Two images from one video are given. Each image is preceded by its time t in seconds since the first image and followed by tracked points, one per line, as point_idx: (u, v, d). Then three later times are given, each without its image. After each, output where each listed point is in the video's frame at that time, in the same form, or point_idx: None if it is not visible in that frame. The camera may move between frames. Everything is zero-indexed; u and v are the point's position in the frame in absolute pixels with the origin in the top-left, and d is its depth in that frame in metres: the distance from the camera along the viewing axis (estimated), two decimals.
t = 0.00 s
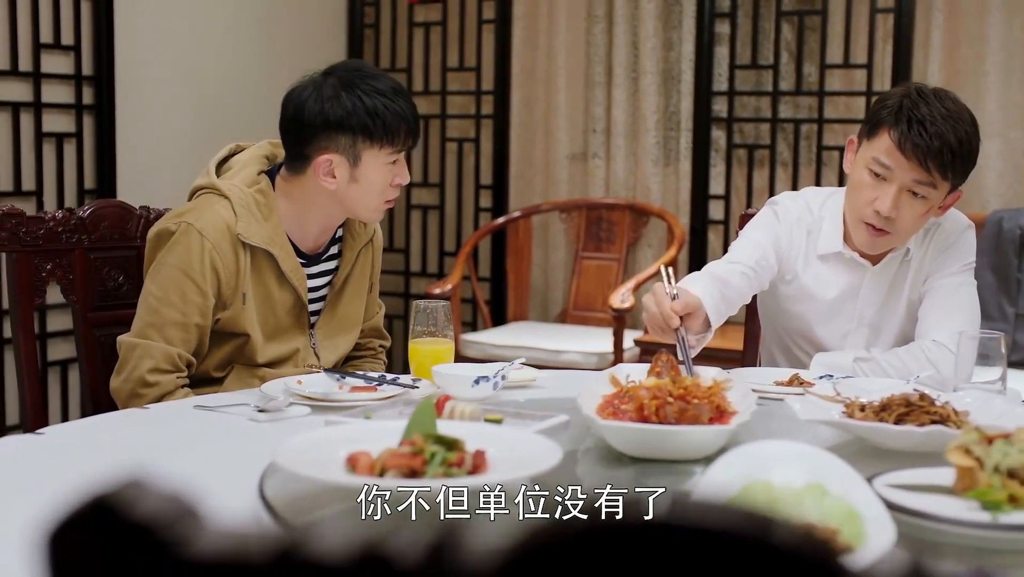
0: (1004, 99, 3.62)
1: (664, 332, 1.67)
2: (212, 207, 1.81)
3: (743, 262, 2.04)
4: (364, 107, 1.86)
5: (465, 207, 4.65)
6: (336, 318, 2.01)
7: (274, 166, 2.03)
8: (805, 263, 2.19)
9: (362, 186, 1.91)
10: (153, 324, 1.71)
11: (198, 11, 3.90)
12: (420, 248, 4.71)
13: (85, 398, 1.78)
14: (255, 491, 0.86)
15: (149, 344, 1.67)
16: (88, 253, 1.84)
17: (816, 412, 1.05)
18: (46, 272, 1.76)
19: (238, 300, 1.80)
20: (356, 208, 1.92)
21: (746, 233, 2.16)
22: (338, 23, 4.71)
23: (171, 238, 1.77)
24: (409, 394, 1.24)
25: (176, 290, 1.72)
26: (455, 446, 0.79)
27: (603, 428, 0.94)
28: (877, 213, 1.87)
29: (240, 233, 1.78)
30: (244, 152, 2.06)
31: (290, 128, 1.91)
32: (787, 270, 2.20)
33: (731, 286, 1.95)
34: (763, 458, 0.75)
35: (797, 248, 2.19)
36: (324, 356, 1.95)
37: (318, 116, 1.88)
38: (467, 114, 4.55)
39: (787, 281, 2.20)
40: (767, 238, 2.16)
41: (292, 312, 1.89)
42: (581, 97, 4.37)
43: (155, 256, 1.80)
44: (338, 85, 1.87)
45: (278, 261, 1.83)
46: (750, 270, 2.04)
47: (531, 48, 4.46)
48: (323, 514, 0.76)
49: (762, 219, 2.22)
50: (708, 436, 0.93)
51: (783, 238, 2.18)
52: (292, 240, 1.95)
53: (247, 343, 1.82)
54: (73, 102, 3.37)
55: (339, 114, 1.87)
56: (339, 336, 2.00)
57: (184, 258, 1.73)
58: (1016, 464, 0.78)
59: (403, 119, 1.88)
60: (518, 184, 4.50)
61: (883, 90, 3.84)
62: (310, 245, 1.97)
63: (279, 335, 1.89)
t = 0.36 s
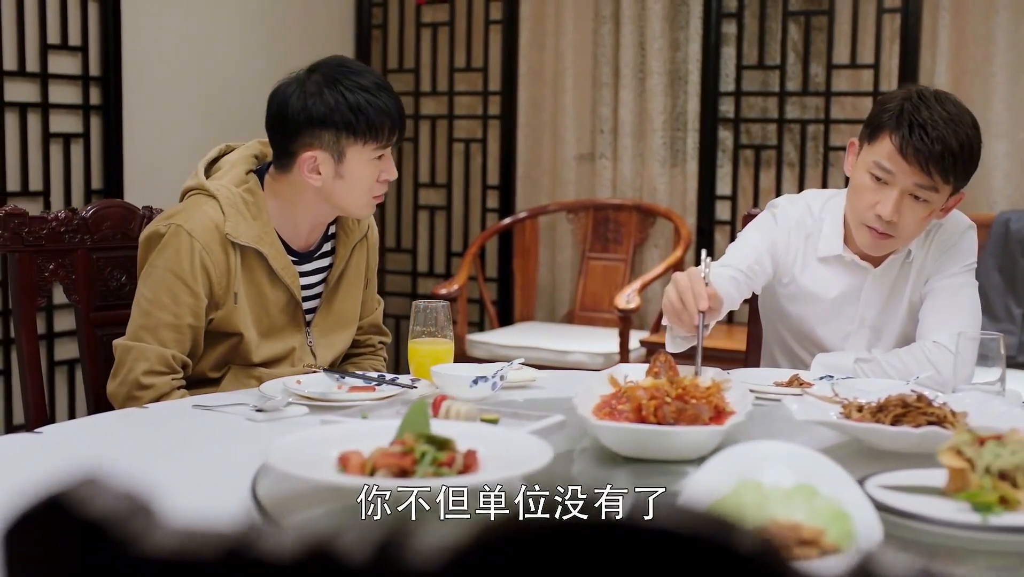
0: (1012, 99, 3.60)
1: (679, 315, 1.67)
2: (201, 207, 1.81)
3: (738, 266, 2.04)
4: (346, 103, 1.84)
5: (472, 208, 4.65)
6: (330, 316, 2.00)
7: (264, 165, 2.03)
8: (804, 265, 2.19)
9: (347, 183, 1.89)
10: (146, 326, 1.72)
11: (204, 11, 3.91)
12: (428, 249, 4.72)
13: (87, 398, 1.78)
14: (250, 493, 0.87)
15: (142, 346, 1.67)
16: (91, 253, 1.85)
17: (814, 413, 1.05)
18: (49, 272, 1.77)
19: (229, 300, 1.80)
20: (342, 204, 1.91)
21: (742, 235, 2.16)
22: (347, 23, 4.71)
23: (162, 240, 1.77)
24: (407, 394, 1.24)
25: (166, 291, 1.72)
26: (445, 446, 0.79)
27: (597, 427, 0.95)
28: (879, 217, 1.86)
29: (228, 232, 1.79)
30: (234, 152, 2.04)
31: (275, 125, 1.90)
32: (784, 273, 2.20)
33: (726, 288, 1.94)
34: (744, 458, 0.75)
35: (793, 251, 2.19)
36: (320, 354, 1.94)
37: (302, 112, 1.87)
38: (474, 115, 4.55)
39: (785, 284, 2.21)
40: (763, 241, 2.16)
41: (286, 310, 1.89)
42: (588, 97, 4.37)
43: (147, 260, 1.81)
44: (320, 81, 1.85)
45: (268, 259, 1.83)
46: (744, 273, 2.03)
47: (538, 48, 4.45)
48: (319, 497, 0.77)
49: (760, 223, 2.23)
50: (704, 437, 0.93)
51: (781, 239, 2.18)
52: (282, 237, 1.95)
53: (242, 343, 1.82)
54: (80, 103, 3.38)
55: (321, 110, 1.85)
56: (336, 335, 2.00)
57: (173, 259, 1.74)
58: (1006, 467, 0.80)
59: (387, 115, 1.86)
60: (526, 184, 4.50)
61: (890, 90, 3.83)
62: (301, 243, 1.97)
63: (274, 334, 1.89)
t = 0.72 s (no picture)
0: (1019, 100, 3.59)
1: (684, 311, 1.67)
2: (199, 208, 1.81)
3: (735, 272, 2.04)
4: (341, 101, 1.85)
5: (479, 207, 4.64)
6: (330, 316, 2.00)
7: (262, 165, 2.03)
8: (803, 268, 2.18)
9: (343, 181, 1.90)
10: (145, 326, 1.72)
11: (211, 12, 3.92)
12: (435, 249, 4.72)
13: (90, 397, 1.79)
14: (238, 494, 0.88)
15: (142, 346, 1.67)
16: (94, 253, 1.85)
17: (810, 413, 1.05)
18: (52, 272, 1.78)
19: (228, 300, 1.80)
20: (339, 202, 1.91)
21: (738, 241, 2.15)
22: (355, 24, 4.71)
23: (159, 241, 1.78)
24: (406, 394, 1.24)
25: (165, 291, 1.73)
26: (436, 446, 0.80)
27: (591, 426, 0.95)
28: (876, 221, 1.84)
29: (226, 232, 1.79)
30: (232, 152, 2.03)
31: (271, 125, 1.91)
32: (782, 277, 2.19)
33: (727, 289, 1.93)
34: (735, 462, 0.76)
35: (789, 255, 2.18)
36: (320, 354, 1.94)
37: (296, 111, 1.88)
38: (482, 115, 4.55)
39: (784, 287, 2.20)
40: (760, 245, 2.16)
41: (285, 309, 1.89)
42: (595, 98, 4.36)
43: (145, 260, 1.81)
44: (315, 81, 1.86)
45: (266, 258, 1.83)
46: (740, 278, 2.03)
47: (546, 48, 4.46)
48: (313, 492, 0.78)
49: (755, 228, 2.22)
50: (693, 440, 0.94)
51: (781, 240, 2.18)
52: (280, 236, 1.95)
53: (241, 342, 1.83)
54: (87, 103, 3.39)
55: (316, 109, 1.87)
56: (336, 334, 2.00)
57: (171, 258, 1.74)
58: (998, 468, 0.82)
59: (382, 112, 1.87)
60: (533, 184, 4.50)
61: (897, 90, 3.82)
62: (300, 242, 1.97)
63: (273, 333, 1.89)
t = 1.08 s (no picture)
0: None
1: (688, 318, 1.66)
2: (201, 208, 1.82)
3: (735, 275, 2.03)
4: (342, 100, 1.86)
5: (486, 208, 4.65)
6: (333, 317, 2.01)
7: (265, 165, 2.03)
8: (805, 268, 2.17)
9: (346, 180, 1.90)
10: (148, 326, 1.73)
11: (218, 12, 3.93)
12: (443, 250, 4.73)
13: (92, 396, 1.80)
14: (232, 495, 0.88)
15: (144, 346, 1.68)
16: (96, 253, 1.86)
17: (806, 414, 1.05)
18: (55, 272, 1.78)
19: (230, 299, 1.81)
20: (341, 200, 1.92)
21: (737, 244, 2.15)
22: (362, 24, 4.72)
23: (162, 241, 1.78)
24: (405, 395, 1.25)
25: (168, 290, 1.73)
26: (429, 446, 0.81)
27: (585, 427, 0.95)
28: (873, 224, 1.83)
29: (228, 232, 1.80)
30: (235, 152, 2.04)
31: (273, 125, 1.92)
32: (782, 280, 2.19)
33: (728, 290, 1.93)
34: (724, 464, 0.77)
35: (787, 258, 2.18)
36: (322, 354, 1.95)
37: (298, 111, 1.88)
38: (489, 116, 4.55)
39: (784, 289, 2.20)
40: (758, 248, 2.15)
41: (287, 309, 1.90)
42: (602, 98, 4.36)
43: (148, 260, 1.82)
44: (316, 80, 1.87)
45: (268, 258, 1.84)
46: (739, 283, 2.03)
47: (553, 49, 4.46)
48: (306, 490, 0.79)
49: (754, 231, 2.21)
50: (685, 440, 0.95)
51: (783, 241, 2.18)
52: (282, 237, 1.95)
53: (243, 342, 1.83)
54: (94, 104, 3.40)
55: (317, 108, 1.87)
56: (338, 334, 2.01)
57: (174, 258, 1.75)
58: (989, 468, 0.82)
59: (383, 110, 1.87)
60: (540, 184, 4.50)
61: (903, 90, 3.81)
62: (302, 243, 1.97)
63: (276, 332, 1.90)
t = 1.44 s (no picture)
0: None
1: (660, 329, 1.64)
2: (204, 208, 1.82)
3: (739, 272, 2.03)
4: (343, 101, 1.86)
5: (494, 209, 4.64)
6: (335, 317, 2.01)
7: (268, 166, 2.04)
8: (807, 270, 2.16)
9: (348, 180, 1.90)
10: (150, 325, 1.74)
11: (225, 13, 3.94)
12: (450, 251, 4.73)
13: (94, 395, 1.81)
14: (225, 495, 0.89)
15: (146, 345, 1.69)
16: (99, 253, 1.87)
17: (803, 415, 1.06)
18: (58, 271, 1.79)
19: (232, 300, 1.81)
20: (344, 202, 1.92)
21: (742, 241, 2.14)
22: (370, 24, 4.72)
23: (165, 240, 1.79)
24: (404, 395, 1.25)
25: (170, 291, 1.74)
26: (420, 447, 0.83)
27: (579, 429, 0.96)
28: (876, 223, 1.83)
29: (231, 233, 1.80)
30: (238, 153, 2.04)
31: (274, 128, 1.92)
32: (787, 278, 2.18)
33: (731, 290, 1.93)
34: (714, 463, 0.79)
35: (792, 256, 2.17)
36: (323, 354, 1.95)
37: (299, 113, 1.89)
38: (496, 116, 4.55)
39: (786, 289, 2.19)
40: (764, 245, 2.14)
41: (289, 310, 1.90)
42: (609, 99, 4.36)
43: (151, 260, 1.82)
44: (316, 83, 1.87)
45: (271, 260, 1.85)
46: (746, 279, 2.01)
47: (560, 49, 4.45)
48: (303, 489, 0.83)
49: (758, 229, 2.21)
50: (678, 441, 0.95)
51: (783, 243, 2.17)
52: (285, 238, 1.96)
53: (245, 342, 1.84)
54: (102, 105, 3.41)
55: (318, 110, 1.87)
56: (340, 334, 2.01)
57: (176, 258, 1.75)
58: (981, 469, 0.82)
59: (384, 110, 1.87)
60: (547, 185, 4.50)
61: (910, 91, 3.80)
62: (304, 244, 1.98)
63: (277, 333, 1.90)
